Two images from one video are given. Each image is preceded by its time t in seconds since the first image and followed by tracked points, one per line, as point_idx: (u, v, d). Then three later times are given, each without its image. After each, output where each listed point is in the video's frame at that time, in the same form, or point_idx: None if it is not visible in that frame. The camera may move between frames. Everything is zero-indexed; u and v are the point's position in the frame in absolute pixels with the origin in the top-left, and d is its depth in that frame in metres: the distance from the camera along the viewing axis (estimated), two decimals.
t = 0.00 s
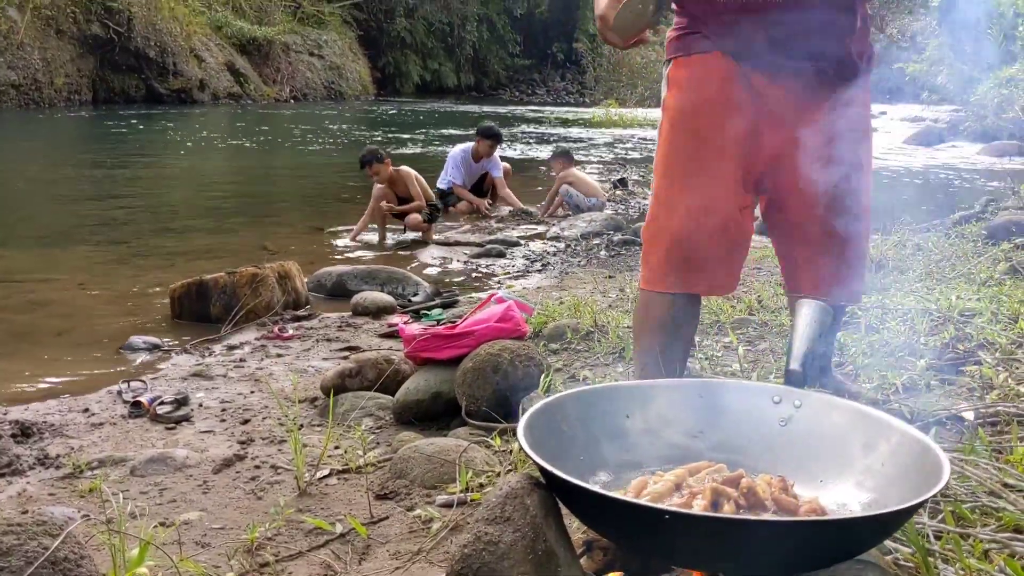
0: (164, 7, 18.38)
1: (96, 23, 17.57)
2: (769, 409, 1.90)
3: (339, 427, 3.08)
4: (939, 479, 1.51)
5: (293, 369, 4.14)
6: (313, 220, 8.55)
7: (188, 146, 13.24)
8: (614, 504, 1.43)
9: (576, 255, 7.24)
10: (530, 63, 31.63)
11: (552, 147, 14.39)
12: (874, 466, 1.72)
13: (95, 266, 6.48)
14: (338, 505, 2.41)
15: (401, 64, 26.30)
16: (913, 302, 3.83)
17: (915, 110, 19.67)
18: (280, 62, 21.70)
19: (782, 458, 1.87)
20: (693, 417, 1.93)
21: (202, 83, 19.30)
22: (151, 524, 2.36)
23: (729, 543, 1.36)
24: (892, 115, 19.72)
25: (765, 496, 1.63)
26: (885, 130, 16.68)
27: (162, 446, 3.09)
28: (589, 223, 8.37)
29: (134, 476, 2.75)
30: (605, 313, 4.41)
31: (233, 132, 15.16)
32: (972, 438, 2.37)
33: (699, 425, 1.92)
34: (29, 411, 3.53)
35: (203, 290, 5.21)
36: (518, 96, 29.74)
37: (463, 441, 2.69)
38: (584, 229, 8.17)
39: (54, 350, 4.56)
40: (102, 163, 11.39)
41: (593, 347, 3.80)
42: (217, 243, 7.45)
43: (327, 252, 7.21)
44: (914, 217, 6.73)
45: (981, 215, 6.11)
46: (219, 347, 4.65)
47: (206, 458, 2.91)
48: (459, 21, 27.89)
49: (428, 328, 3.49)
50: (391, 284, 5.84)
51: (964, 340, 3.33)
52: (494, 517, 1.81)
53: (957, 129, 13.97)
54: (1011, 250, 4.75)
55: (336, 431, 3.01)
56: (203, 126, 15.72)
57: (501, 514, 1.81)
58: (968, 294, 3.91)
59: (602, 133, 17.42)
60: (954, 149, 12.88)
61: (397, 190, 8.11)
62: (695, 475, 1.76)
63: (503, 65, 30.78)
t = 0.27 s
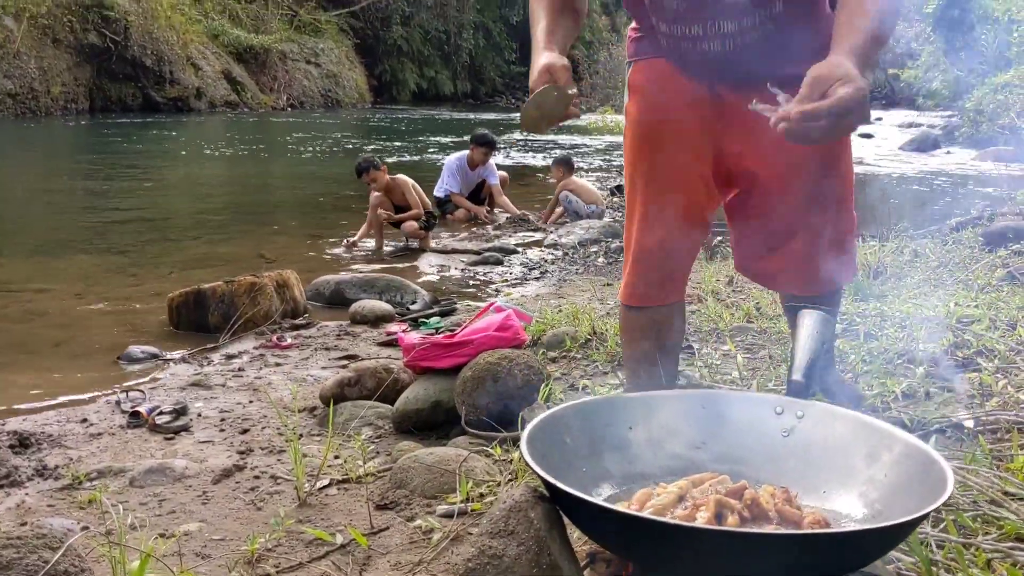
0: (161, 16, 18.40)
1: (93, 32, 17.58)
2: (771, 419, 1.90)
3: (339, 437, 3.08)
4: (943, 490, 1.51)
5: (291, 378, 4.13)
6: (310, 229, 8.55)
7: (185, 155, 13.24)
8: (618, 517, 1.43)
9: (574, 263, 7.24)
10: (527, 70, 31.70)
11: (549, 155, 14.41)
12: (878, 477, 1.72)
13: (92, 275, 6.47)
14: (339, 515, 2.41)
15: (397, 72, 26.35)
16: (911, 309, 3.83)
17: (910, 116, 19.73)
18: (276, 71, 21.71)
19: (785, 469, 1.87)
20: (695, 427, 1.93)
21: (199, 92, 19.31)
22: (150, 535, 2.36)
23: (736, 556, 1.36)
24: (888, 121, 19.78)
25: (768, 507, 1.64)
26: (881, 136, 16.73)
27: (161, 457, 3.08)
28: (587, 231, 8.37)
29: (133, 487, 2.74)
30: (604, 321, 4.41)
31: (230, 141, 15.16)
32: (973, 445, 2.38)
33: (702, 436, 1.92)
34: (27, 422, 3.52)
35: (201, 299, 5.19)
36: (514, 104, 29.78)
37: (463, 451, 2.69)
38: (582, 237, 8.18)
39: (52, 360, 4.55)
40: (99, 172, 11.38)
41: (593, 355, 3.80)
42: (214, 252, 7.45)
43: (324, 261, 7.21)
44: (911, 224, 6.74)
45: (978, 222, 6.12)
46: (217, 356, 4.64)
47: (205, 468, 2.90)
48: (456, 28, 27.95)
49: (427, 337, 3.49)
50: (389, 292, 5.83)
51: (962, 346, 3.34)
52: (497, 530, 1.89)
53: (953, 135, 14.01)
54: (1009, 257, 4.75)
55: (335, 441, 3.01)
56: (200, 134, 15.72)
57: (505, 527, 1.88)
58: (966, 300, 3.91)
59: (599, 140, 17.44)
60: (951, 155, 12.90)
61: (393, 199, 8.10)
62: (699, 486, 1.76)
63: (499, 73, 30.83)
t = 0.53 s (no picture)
0: (161, 26, 18.45)
1: (93, 42, 17.63)
2: (774, 426, 1.90)
3: (340, 446, 3.07)
4: (947, 496, 1.50)
5: (292, 387, 4.13)
6: (310, 237, 8.56)
7: (185, 164, 13.26)
8: (622, 525, 1.43)
9: (575, 271, 7.25)
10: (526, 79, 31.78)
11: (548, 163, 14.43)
12: (881, 484, 1.72)
13: (93, 285, 6.47)
14: (341, 524, 2.41)
15: (397, 81, 26.41)
16: (912, 315, 3.83)
17: (909, 124, 19.77)
18: (276, 80, 21.75)
19: (789, 476, 1.87)
20: (698, 434, 1.93)
21: (199, 101, 19.35)
22: (152, 545, 2.36)
23: (739, 564, 1.36)
24: (886, 128, 19.82)
25: (772, 514, 1.64)
26: (880, 143, 16.76)
27: (162, 466, 3.08)
28: (587, 239, 8.38)
29: (134, 496, 2.73)
30: (605, 329, 4.41)
31: (230, 150, 15.19)
32: (976, 452, 2.37)
33: (704, 443, 1.92)
34: (28, 431, 3.52)
35: (202, 309, 5.20)
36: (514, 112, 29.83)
37: (465, 459, 2.68)
38: (582, 245, 8.19)
39: (53, 369, 4.55)
40: (99, 182, 11.39)
41: (594, 363, 3.80)
42: (215, 261, 7.46)
43: (325, 270, 7.21)
44: (911, 231, 6.75)
45: (978, 228, 6.13)
46: (218, 365, 4.64)
47: (206, 477, 2.90)
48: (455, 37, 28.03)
49: (428, 345, 3.48)
50: (390, 301, 5.84)
51: (963, 352, 3.34)
52: (502, 539, 1.90)
53: (952, 142, 14.03)
54: (1009, 263, 4.76)
55: (336, 450, 3.00)
56: (200, 144, 15.75)
57: (509, 536, 1.90)
58: (967, 307, 3.92)
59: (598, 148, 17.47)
60: (950, 162, 12.93)
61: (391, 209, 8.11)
62: (702, 493, 1.76)
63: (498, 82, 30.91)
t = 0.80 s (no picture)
0: (161, 32, 18.48)
1: (93, 48, 17.65)
2: (775, 431, 1.90)
3: (341, 451, 3.08)
4: (947, 500, 1.51)
5: (293, 392, 4.13)
6: (310, 243, 8.57)
7: (185, 170, 13.28)
8: (623, 530, 1.43)
9: (575, 275, 7.26)
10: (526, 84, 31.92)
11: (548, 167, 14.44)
12: (882, 488, 1.72)
13: (93, 290, 6.48)
14: (341, 529, 2.41)
15: (397, 86, 26.46)
16: (912, 320, 3.83)
17: (908, 128, 19.80)
18: (276, 85, 21.77)
19: (790, 481, 1.87)
20: (698, 440, 1.93)
21: (200, 107, 19.37)
22: (154, 550, 2.36)
23: (741, 569, 1.36)
24: (886, 133, 19.84)
25: (773, 518, 1.64)
26: (879, 148, 16.79)
27: (163, 472, 3.07)
28: (587, 243, 8.39)
29: (136, 502, 2.73)
30: (605, 334, 4.42)
31: (230, 155, 15.21)
32: (977, 456, 2.37)
33: (705, 448, 1.92)
34: (28, 437, 3.52)
35: (202, 314, 5.19)
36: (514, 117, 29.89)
37: (465, 464, 2.69)
38: (582, 249, 8.19)
39: (53, 375, 4.55)
40: (99, 187, 11.41)
41: (594, 368, 3.81)
42: (215, 266, 7.46)
43: (325, 275, 7.22)
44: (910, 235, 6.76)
45: (978, 232, 6.14)
46: (219, 371, 4.65)
47: (207, 483, 2.90)
48: (455, 43, 28.07)
49: (429, 351, 3.48)
50: (390, 306, 5.84)
51: (963, 356, 3.34)
52: (503, 543, 1.90)
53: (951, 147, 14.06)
54: (1008, 267, 4.76)
55: (337, 455, 3.00)
56: (200, 149, 15.76)
57: (510, 541, 1.89)
58: (966, 311, 3.92)
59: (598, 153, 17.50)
60: (949, 166, 12.94)
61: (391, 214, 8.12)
62: (703, 498, 1.76)
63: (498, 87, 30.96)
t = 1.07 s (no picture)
0: (161, 34, 18.49)
1: (94, 50, 17.63)
2: (775, 431, 1.90)
3: (342, 452, 3.08)
4: (947, 500, 1.51)
5: (293, 393, 4.14)
6: (311, 244, 8.57)
7: (185, 171, 13.29)
8: (623, 530, 1.44)
9: (575, 277, 7.26)
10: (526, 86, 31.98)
11: (548, 169, 14.45)
12: (882, 488, 1.73)
13: (93, 292, 6.48)
14: (342, 530, 2.41)
15: (397, 87, 26.50)
16: (912, 321, 3.84)
17: (908, 130, 19.81)
18: (277, 87, 21.77)
19: (791, 481, 1.88)
20: (699, 440, 1.93)
21: (200, 108, 19.40)
22: (154, 551, 2.36)
23: (743, 568, 1.36)
24: (885, 134, 19.85)
25: (772, 518, 1.65)
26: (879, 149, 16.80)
27: (163, 473, 3.08)
28: (587, 244, 8.40)
29: (136, 503, 2.74)
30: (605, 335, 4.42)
31: (230, 157, 15.23)
32: (976, 457, 2.38)
33: (706, 449, 1.93)
34: (29, 438, 3.52)
35: (202, 315, 5.19)
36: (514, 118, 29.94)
37: (466, 465, 2.69)
38: (582, 251, 8.20)
39: (54, 376, 4.55)
40: (99, 189, 11.42)
41: (594, 369, 3.81)
42: (215, 267, 7.47)
43: (325, 276, 7.22)
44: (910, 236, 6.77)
45: (977, 234, 6.15)
46: (219, 372, 4.65)
47: (208, 484, 2.90)
48: (455, 44, 28.07)
49: (429, 352, 3.49)
50: (390, 307, 5.85)
51: (961, 357, 3.35)
52: (504, 543, 1.90)
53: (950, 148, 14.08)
54: (1007, 268, 4.77)
55: (337, 456, 3.01)
56: (200, 151, 15.77)
57: (510, 540, 1.90)
58: (966, 312, 3.93)
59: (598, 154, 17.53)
60: (949, 168, 12.96)
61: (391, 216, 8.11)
62: (703, 497, 1.77)
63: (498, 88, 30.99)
